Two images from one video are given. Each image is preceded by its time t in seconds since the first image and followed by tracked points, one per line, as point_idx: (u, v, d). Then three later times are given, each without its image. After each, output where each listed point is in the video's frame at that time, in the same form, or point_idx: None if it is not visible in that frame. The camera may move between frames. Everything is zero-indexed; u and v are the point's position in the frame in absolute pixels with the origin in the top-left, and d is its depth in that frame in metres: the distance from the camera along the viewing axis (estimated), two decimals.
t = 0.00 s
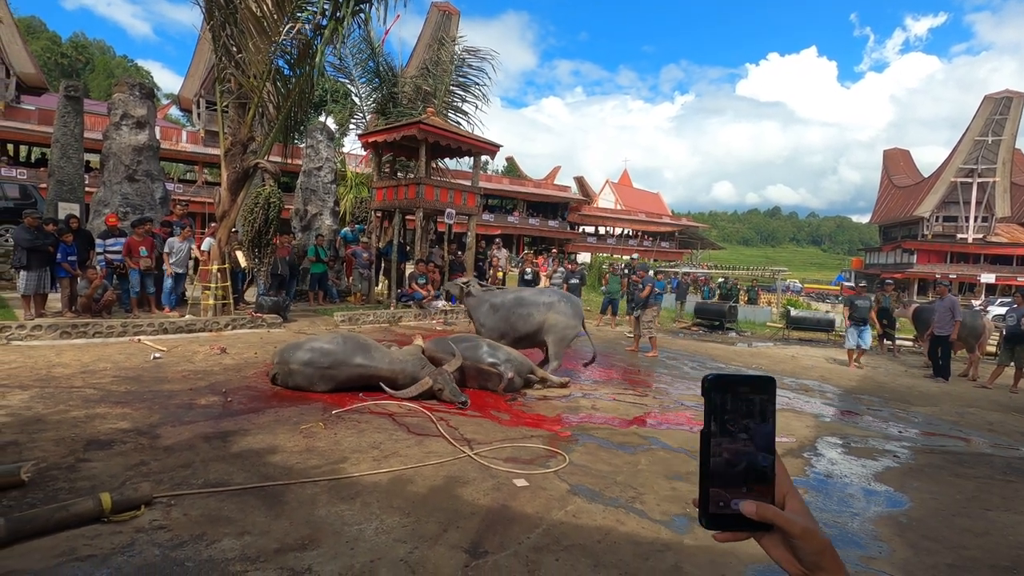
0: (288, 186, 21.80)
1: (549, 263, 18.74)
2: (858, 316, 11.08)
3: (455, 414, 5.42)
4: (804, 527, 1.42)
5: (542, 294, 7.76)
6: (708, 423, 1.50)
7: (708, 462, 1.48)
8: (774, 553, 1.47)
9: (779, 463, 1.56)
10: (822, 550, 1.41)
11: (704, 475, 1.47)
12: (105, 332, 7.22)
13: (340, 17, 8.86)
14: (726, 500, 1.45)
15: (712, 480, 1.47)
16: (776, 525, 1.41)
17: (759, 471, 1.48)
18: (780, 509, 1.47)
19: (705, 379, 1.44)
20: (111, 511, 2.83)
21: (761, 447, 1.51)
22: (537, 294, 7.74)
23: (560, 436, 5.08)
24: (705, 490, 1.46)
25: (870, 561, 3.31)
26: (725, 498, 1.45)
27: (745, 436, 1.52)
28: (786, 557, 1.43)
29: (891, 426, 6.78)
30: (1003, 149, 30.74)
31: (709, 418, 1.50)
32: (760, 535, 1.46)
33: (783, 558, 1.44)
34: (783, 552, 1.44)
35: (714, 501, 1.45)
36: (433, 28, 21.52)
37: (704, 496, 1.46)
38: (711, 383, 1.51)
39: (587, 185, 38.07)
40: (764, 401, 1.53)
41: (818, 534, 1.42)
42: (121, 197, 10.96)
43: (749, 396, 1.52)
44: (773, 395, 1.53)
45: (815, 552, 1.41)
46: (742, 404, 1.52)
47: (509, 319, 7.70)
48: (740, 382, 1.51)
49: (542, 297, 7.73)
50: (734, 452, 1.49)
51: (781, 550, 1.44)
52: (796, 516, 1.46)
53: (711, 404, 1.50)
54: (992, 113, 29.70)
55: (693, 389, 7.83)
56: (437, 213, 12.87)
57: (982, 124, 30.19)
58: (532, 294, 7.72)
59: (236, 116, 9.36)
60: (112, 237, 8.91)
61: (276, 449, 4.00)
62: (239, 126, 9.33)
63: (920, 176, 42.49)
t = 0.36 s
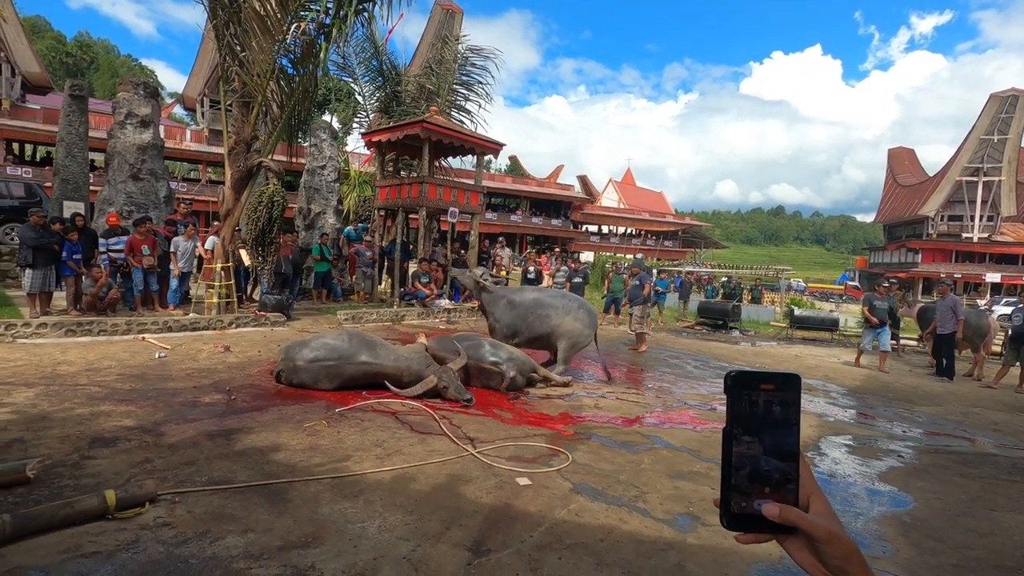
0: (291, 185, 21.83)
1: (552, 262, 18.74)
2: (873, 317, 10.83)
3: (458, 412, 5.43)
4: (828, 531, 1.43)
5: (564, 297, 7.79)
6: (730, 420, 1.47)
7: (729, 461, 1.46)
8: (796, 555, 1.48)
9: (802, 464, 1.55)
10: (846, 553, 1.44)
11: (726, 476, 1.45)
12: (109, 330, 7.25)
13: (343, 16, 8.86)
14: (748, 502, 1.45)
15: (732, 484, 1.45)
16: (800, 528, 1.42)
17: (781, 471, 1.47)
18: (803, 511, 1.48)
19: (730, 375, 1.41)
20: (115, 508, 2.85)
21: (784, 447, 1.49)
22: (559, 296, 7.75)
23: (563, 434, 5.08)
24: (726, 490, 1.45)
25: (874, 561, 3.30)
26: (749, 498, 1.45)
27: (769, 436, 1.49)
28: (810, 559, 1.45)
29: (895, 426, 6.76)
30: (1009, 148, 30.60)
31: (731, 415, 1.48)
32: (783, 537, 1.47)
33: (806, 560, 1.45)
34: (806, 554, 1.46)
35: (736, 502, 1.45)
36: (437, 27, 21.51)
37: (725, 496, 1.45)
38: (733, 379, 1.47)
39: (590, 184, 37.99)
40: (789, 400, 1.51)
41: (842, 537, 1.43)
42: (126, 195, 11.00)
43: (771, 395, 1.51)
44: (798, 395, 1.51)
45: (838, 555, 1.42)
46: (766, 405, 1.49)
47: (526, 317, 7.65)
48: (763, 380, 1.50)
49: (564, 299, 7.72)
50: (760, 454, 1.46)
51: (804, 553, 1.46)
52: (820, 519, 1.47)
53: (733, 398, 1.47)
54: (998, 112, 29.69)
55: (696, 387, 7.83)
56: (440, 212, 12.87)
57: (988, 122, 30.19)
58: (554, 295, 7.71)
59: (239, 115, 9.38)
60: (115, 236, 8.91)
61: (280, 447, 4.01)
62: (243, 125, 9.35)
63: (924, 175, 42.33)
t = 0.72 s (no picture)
0: (294, 181, 21.83)
1: (555, 259, 18.74)
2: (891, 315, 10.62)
3: (460, 408, 5.44)
4: (858, 541, 1.40)
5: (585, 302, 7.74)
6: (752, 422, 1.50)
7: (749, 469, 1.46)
8: (821, 564, 1.46)
9: (827, 470, 1.55)
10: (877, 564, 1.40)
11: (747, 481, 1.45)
12: (113, 326, 7.27)
13: (345, 12, 8.85)
14: (770, 509, 1.45)
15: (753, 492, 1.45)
16: (826, 537, 1.40)
17: (803, 476, 1.47)
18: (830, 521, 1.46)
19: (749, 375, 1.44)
20: (120, 503, 2.86)
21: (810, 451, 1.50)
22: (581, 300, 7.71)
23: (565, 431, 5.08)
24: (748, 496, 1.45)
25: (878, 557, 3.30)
26: (770, 507, 1.45)
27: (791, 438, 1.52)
28: (836, 570, 1.42)
29: (899, 423, 6.75)
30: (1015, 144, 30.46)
31: (753, 416, 1.50)
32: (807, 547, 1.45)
33: (833, 572, 1.42)
34: (832, 565, 1.43)
35: (757, 510, 1.44)
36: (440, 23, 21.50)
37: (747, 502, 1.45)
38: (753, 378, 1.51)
39: (593, 181, 37.89)
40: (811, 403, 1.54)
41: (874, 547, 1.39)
42: (129, 192, 11.02)
43: (794, 396, 1.54)
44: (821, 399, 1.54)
45: (869, 566, 1.38)
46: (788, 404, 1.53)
47: (547, 313, 7.53)
48: (786, 381, 1.53)
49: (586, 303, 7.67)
50: (780, 457, 1.49)
51: (829, 562, 1.43)
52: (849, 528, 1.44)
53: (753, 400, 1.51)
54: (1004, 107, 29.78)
55: (698, 384, 7.84)
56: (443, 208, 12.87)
57: (993, 119, 30.45)
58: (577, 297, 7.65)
59: (242, 111, 9.42)
60: (116, 232, 8.78)
61: (282, 442, 4.02)
62: (246, 121, 9.39)
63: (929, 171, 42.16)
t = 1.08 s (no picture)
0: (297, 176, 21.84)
1: (558, 253, 18.74)
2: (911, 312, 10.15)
3: (463, 403, 5.45)
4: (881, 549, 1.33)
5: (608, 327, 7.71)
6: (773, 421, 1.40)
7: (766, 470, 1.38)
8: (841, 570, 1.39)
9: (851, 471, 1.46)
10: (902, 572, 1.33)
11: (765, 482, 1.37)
12: (117, 320, 7.29)
13: (347, 6, 8.82)
14: (787, 512, 1.37)
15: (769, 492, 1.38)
16: (849, 543, 1.32)
17: (820, 476, 1.38)
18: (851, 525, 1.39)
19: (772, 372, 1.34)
20: (125, 496, 2.88)
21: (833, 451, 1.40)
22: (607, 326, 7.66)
23: (568, 425, 5.09)
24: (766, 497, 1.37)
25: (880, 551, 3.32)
26: (789, 510, 1.36)
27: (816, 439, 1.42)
28: None
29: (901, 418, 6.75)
30: (1020, 138, 30.30)
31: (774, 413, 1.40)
32: (828, 552, 1.37)
33: None
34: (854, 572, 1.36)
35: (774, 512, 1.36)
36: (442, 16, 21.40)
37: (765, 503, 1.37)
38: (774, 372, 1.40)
39: (595, 175, 37.80)
40: (838, 402, 1.43)
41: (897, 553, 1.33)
42: (132, 186, 11.03)
43: (817, 394, 1.43)
44: (848, 398, 1.42)
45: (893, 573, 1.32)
46: (810, 402, 1.42)
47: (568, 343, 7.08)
48: (811, 378, 1.41)
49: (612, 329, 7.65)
50: (798, 457, 1.39)
51: (851, 569, 1.36)
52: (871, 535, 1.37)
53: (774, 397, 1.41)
54: (1010, 100, 29.50)
55: (700, 379, 7.84)
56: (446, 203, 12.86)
57: (999, 112, 29.96)
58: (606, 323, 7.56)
59: (245, 105, 9.43)
60: (120, 227, 8.77)
61: (286, 436, 4.04)
62: (248, 115, 9.43)
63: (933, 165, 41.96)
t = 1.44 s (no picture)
0: (298, 170, 21.79)
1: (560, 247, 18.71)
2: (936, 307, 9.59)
3: (465, 396, 5.46)
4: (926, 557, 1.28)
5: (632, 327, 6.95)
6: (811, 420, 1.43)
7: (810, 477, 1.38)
8: None
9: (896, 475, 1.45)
10: None
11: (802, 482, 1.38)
12: (120, 314, 7.30)
13: None
14: (829, 517, 1.37)
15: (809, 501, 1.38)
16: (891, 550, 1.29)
17: (864, 476, 1.38)
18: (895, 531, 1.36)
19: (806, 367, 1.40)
20: (129, 488, 2.89)
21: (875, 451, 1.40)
22: (629, 330, 6.90)
23: (571, 418, 5.09)
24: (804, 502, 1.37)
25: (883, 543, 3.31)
26: (830, 514, 1.36)
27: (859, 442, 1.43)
28: None
29: (905, 411, 6.73)
30: None
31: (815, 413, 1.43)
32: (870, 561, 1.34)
33: None
34: None
35: (815, 516, 1.36)
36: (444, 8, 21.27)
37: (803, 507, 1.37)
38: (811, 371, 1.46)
39: (597, 168, 37.64)
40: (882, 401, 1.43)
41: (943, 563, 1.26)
42: (134, 180, 11.02)
43: (861, 391, 1.43)
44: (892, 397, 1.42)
45: None
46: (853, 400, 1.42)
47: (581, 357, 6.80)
48: (853, 376, 1.42)
49: (632, 334, 6.94)
50: (836, 456, 1.40)
51: None
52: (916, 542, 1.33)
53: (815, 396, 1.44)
54: (1016, 93, 29.23)
55: (703, 372, 7.84)
56: (447, 196, 12.83)
57: (1005, 104, 29.74)
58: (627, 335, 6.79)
59: (246, 99, 9.44)
60: (122, 221, 8.86)
61: (289, 429, 4.04)
62: (250, 108, 9.43)
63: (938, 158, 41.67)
